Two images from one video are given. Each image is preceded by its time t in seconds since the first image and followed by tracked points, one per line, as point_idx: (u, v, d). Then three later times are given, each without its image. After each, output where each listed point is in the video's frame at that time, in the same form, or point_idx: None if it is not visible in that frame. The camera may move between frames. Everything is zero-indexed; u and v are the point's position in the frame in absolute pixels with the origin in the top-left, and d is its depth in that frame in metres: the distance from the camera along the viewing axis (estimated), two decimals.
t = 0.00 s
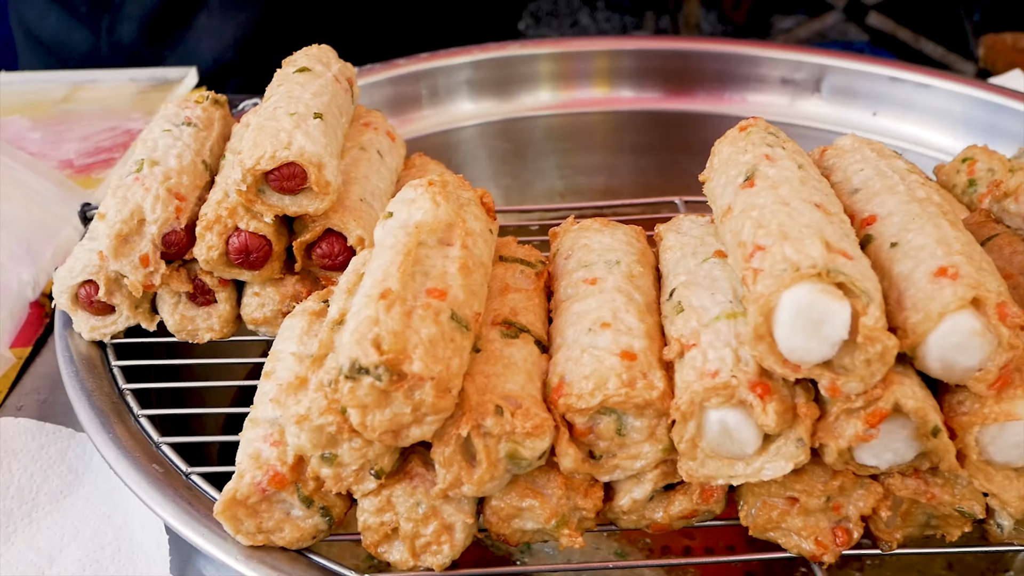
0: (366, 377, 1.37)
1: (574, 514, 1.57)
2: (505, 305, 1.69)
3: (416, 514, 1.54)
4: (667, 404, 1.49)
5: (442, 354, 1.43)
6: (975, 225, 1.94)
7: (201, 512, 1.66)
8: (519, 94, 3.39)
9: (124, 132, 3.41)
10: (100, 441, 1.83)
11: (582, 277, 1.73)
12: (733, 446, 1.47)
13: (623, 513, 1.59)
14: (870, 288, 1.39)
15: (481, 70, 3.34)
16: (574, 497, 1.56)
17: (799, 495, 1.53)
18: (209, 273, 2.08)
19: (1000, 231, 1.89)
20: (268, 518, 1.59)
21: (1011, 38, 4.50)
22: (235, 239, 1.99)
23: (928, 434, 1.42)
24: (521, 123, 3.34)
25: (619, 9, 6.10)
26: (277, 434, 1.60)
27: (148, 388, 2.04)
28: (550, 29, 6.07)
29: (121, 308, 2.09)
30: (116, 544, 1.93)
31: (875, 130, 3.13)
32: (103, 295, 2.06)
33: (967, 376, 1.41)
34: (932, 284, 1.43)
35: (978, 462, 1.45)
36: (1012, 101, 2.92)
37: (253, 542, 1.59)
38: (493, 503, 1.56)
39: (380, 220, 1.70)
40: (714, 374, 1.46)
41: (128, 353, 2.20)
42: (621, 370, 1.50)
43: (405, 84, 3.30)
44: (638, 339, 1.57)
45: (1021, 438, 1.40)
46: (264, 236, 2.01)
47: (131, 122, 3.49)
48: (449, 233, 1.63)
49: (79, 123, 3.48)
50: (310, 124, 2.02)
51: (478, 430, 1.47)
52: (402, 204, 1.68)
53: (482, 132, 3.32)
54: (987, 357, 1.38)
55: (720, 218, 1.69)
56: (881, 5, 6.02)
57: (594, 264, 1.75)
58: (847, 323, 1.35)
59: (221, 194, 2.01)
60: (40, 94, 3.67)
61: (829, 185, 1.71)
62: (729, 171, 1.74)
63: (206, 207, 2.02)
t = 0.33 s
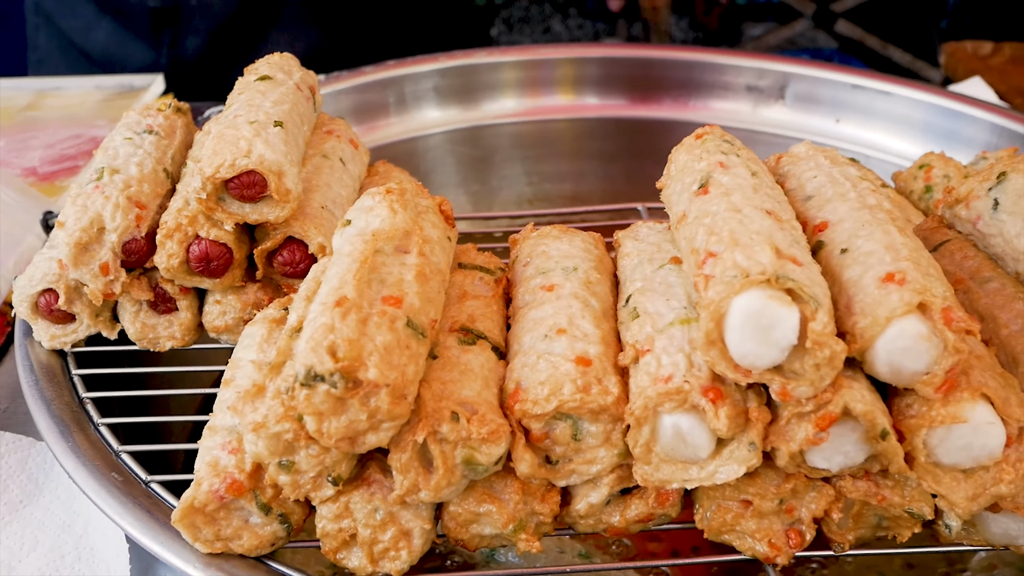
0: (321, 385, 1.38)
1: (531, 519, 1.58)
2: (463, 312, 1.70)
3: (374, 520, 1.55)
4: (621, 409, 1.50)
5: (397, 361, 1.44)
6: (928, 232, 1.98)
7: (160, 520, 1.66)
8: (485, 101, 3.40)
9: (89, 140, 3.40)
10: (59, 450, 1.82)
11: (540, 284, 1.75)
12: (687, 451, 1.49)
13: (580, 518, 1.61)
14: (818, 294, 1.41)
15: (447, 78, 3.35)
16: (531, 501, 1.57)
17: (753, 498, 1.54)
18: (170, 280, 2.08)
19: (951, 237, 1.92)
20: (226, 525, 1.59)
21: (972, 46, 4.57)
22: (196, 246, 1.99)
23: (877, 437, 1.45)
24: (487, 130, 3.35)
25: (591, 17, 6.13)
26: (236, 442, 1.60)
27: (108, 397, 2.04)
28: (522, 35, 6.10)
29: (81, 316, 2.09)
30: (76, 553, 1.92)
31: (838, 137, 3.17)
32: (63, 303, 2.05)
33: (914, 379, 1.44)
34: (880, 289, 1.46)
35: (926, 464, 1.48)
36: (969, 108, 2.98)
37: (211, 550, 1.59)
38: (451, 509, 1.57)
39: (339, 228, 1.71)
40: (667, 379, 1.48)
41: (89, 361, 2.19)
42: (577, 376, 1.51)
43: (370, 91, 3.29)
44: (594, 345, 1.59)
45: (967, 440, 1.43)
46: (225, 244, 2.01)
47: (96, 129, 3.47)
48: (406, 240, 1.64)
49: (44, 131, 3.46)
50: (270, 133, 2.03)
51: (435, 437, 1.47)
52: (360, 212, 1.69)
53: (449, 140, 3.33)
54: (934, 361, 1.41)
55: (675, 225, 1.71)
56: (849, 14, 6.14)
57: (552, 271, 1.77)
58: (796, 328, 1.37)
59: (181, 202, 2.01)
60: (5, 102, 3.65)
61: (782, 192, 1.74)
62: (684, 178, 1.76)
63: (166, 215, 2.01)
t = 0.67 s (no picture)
0: (287, 387, 1.39)
1: (498, 518, 1.60)
2: (430, 314, 1.71)
3: (341, 520, 1.56)
4: (586, 409, 1.52)
5: (363, 363, 1.45)
6: (889, 232, 2.01)
7: (129, 523, 1.66)
8: (459, 106, 3.42)
9: (62, 145, 3.39)
10: (27, 454, 1.82)
11: (506, 285, 1.77)
12: (650, 449, 1.51)
13: (547, 516, 1.62)
14: (777, 294, 1.44)
15: (421, 82, 3.37)
16: (498, 500, 1.59)
17: (716, 495, 1.57)
18: (141, 285, 2.09)
19: (912, 238, 1.96)
20: (195, 527, 1.60)
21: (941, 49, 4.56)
22: (166, 251, 2.00)
23: (836, 433, 1.47)
24: (461, 134, 3.36)
25: (568, 21, 6.15)
26: (204, 444, 1.61)
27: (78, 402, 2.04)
28: (499, 40, 6.16)
29: (51, 321, 2.09)
30: (46, 558, 1.92)
31: (807, 140, 3.21)
32: (33, 308, 2.05)
33: (872, 377, 1.47)
34: (837, 289, 1.49)
35: (884, 460, 1.51)
36: (933, 110, 3.03)
37: (179, 552, 1.60)
38: (418, 509, 1.58)
39: (307, 232, 1.72)
40: (630, 378, 1.50)
41: (59, 366, 2.20)
42: (541, 376, 1.53)
43: (344, 96, 3.29)
44: (559, 346, 1.61)
45: (924, 436, 1.46)
46: (195, 248, 2.02)
47: (69, 134, 3.47)
48: (373, 243, 1.65)
49: (17, 136, 3.45)
50: (239, 137, 2.04)
51: (401, 437, 1.49)
52: (328, 216, 1.71)
53: (423, 144, 3.34)
54: (891, 359, 1.44)
55: (640, 228, 1.74)
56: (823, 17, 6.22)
57: (519, 273, 1.79)
58: (755, 328, 1.40)
59: (152, 207, 2.02)
60: None
61: (745, 195, 1.76)
62: (649, 181, 1.79)
63: (136, 220, 2.02)
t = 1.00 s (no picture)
0: (238, 381, 1.40)
1: (452, 511, 1.61)
2: (384, 309, 1.72)
3: (295, 515, 1.57)
4: (536, 401, 1.54)
5: (313, 357, 1.47)
6: (840, 226, 2.05)
7: (83, 521, 1.67)
8: (422, 106, 3.42)
9: (22, 146, 3.37)
10: None
11: (460, 281, 1.78)
12: (600, 440, 1.53)
13: (500, 509, 1.64)
14: (721, 286, 1.46)
15: (384, 82, 3.36)
16: (451, 493, 1.60)
17: (665, 485, 1.59)
18: (97, 284, 2.09)
19: (862, 232, 1.99)
20: (148, 524, 1.60)
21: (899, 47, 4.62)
22: (122, 249, 1.99)
23: (781, 423, 1.50)
24: (425, 134, 3.37)
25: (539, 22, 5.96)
26: (158, 441, 1.61)
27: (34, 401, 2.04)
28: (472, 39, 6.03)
29: (7, 322, 2.09)
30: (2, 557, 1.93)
31: (768, 138, 3.25)
32: None
33: (816, 367, 1.49)
34: (782, 281, 1.51)
35: (829, 448, 1.54)
36: (889, 108, 3.09)
37: (133, 549, 1.60)
38: (372, 502, 1.60)
39: (261, 229, 1.73)
40: (579, 370, 1.52)
41: (16, 365, 2.19)
42: (492, 370, 1.55)
43: (307, 96, 3.27)
44: (510, 340, 1.63)
45: (867, 425, 1.49)
46: (152, 247, 2.02)
47: (30, 135, 3.44)
48: (326, 240, 1.67)
49: None
50: (195, 136, 2.04)
51: (353, 431, 1.50)
52: (282, 212, 1.72)
53: (387, 144, 3.34)
54: (834, 349, 1.47)
55: (591, 223, 1.76)
56: (791, 18, 6.25)
57: (472, 268, 1.80)
58: (699, 319, 1.42)
59: (107, 205, 2.02)
60: None
61: (695, 190, 1.79)
62: (601, 177, 1.81)
63: (92, 218, 2.01)
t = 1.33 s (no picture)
0: (186, 381, 1.41)
1: (405, 507, 1.62)
2: (336, 308, 1.73)
3: (247, 513, 1.57)
4: (486, 397, 1.56)
5: (262, 356, 1.47)
6: (790, 222, 2.08)
7: (35, 524, 1.66)
8: (382, 107, 3.42)
9: None
10: None
11: (412, 279, 1.79)
12: (550, 434, 1.55)
13: (453, 504, 1.65)
14: (666, 280, 1.48)
15: (345, 84, 3.36)
16: (403, 490, 1.61)
17: (615, 479, 1.61)
18: (52, 287, 2.08)
19: (811, 227, 2.02)
20: (101, 524, 1.60)
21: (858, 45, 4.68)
22: (76, 251, 1.99)
23: (727, 415, 1.52)
24: (387, 135, 3.37)
25: (509, 22, 5.82)
26: (110, 441, 1.61)
27: None
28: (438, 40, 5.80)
29: None
30: None
31: (729, 136, 3.28)
32: None
33: (761, 359, 1.52)
34: (726, 275, 1.53)
35: (774, 440, 1.56)
36: (845, 105, 3.14)
37: (86, 550, 1.60)
38: (325, 500, 1.60)
39: (213, 229, 1.73)
40: (528, 366, 1.53)
41: None
42: (442, 366, 1.56)
43: (268, 98, 3.26)
44: (461, 336, 1.64)
45: (811, 416, 1.51)
46: (106, 248, 2.02)
47: None
48: (277, 239, 1.67)
49: None
50: (149, 137, 2.04)
51: (303, 429, 1.51)
52: (233, 212, 1.72)
53: (349, 145, 3.33)
54: (777, 341, 1.50)
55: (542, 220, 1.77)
56: (758, 18, 6.29)
57: (425, 266, 1.81)
58: (644, 313, 1.44)
59: (61, 208, 2.01)
60: None
61: (644, 186, 1.81)
62: (552, 174, 1.82)
63: (46, 221, 2.01)
